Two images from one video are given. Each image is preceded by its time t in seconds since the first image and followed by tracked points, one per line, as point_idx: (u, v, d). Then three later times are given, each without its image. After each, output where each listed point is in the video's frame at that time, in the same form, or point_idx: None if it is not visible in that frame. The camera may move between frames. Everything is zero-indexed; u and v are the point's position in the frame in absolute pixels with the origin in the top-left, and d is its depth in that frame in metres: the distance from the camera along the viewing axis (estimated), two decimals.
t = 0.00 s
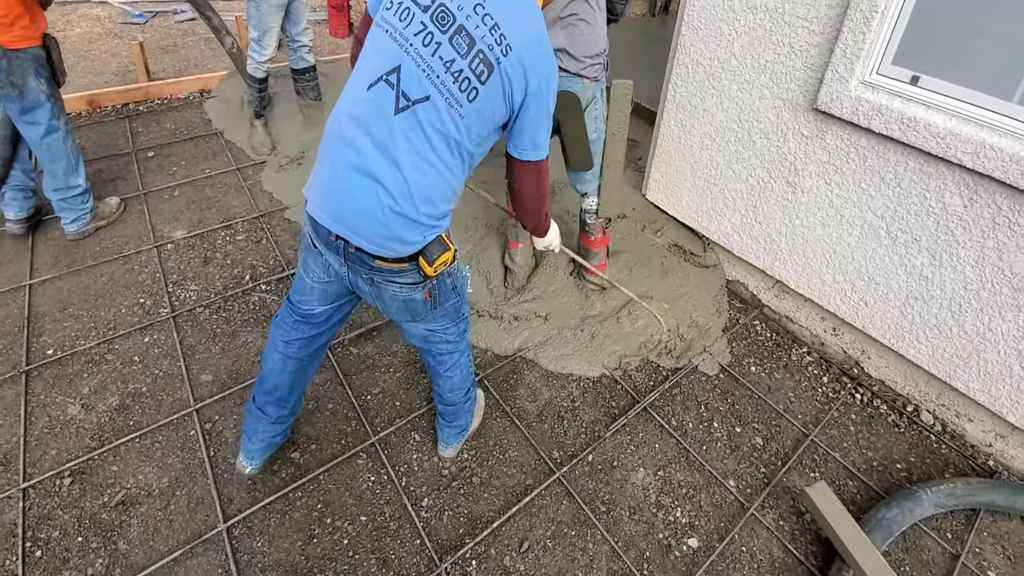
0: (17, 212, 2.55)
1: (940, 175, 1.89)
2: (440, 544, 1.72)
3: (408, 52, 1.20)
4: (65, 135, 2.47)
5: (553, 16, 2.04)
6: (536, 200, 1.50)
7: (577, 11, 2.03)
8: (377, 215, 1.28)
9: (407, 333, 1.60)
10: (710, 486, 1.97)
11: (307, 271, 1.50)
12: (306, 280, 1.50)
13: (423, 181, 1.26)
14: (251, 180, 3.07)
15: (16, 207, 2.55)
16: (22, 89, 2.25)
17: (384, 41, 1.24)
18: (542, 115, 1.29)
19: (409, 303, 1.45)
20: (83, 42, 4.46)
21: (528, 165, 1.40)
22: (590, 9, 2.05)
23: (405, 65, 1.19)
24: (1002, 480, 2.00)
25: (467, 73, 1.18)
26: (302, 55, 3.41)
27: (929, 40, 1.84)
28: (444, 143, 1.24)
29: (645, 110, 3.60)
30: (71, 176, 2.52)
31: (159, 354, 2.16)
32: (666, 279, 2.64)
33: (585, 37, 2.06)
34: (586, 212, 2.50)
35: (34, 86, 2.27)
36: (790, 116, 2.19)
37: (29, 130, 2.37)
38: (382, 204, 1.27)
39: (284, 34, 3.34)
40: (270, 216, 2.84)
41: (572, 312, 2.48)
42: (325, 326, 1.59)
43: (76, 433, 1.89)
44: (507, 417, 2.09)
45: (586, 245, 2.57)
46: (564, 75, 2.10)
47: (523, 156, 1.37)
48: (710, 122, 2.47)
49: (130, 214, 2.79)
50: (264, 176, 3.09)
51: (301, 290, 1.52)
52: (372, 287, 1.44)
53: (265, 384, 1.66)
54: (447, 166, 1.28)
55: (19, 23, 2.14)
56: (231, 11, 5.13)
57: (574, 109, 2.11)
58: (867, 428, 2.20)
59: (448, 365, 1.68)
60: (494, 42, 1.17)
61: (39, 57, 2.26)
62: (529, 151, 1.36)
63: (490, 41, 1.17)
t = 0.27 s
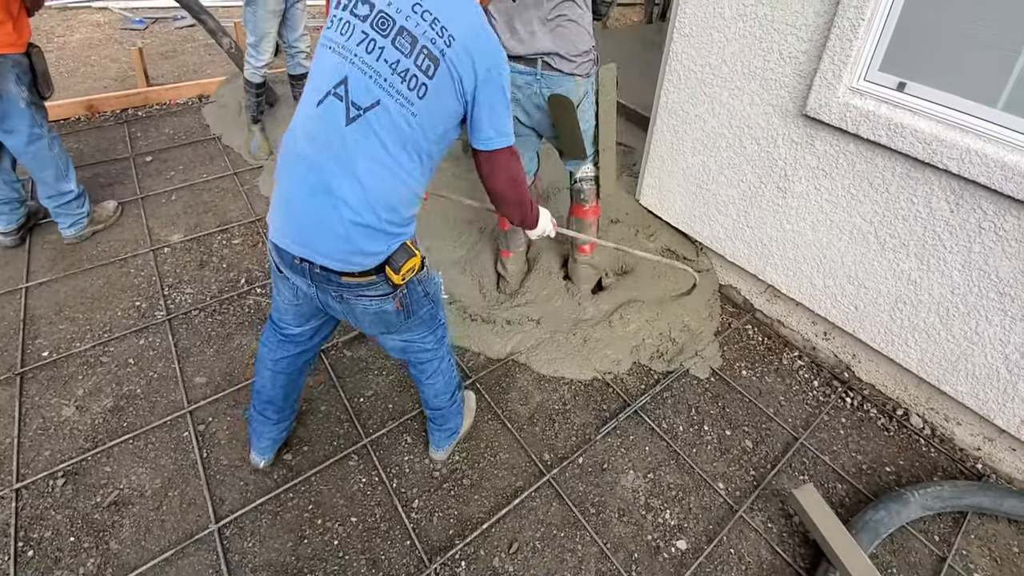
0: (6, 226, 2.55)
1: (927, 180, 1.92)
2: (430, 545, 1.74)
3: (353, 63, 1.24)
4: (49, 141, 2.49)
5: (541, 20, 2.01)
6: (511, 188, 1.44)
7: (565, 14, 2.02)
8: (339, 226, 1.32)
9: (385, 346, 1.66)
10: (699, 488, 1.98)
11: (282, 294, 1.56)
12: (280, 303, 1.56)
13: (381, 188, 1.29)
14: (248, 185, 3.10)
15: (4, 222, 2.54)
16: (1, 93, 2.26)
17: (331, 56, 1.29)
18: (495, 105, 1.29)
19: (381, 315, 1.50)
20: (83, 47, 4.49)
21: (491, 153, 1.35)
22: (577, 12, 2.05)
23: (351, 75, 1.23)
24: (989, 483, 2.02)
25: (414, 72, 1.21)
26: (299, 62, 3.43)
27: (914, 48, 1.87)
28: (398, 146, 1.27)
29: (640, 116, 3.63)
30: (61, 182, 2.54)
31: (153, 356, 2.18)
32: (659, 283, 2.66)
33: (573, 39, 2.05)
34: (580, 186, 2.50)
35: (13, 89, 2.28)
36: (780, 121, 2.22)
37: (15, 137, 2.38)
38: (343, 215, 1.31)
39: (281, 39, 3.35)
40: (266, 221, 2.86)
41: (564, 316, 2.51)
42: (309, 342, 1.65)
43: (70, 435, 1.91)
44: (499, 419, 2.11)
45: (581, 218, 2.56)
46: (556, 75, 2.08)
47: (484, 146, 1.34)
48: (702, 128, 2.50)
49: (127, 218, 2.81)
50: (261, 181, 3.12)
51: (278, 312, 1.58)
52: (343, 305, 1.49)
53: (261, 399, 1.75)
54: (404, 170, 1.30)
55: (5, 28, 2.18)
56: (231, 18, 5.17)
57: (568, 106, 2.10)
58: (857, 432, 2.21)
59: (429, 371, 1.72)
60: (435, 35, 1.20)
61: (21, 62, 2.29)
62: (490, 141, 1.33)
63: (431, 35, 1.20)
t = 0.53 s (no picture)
0: (24, 232, 2.61)
1: (933, 182, 1.92)
2: (435, 544, 1.76)
3: (262, 73, 1.27)
4: (64, 148, 2.55)
5: (566, 23, 2.07)
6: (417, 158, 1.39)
7: (589, 18, 2.08)
8: (290, 233, 1.37)
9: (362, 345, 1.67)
10: (704, 490, 1.97)
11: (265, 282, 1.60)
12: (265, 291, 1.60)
13: (321, 188, 1.34)
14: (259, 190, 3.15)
15: (22, 228, 2.61)
16: (16, 101, 2.31)
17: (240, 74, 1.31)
18: (398, 62, 1.27)
19: (345, 308, 1.51)
20: (99, 56, 4.59)
21: (396, 116, 1.32)
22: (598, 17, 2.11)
23: (265, 88, 1.26)
24: (997, 487, 2.00)
25: (317, 64, 1.23)
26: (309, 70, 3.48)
27: (919, 50, 1.88)
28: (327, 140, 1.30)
29: (646, 120, 3.65)
30: (77, 187, 2.60)
31: (165, 357, 2.22)
32: (663, 286, 2.68)
33: (594, 44, 2.12)
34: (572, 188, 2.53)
35: (28, 96, 2.33)
36: (785, 124, 2.23)
37: (31, 143, 2.44)
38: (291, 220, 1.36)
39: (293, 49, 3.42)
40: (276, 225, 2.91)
41: (569, 319, 2.52)
42: (299, 329, 1.68)
43: (84, 433, 1.95)
44: (504, 421, 2.13)
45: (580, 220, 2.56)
46: (580, 77, 2.13)
47: (394, 109, 1.31)
48: (707, 131, 2.51)
49: (141, 222, 2.87)
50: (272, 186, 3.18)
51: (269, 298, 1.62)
52: (310, 300, 1.52)
53: (260, 387, 1.77)
54: (339, 162, 1.34)
55: (15, 37, 2.22)
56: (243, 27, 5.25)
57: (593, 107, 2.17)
58: (864, 435, 2.20)
59: (409, 373, 1.73)
60: (330, 16, 1.22)
61: (35, 70, 2.33)
62: (398, 102, 1.31)
63: (326, 18, 1.22)
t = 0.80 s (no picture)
0: (49, 228, 2.68)
1: (950, 174, 1.90)
2: (448, 532, 1.78)
3: (211, 35, 1.28)
4: (85, 146, 2.60)
5: (601, 21, 2.02)
6: (365, 132, 1.44)
7: (623, 17, 2.05)
8: (252, 196, 1.39)
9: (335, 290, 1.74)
10: (717, 483, 1.97)
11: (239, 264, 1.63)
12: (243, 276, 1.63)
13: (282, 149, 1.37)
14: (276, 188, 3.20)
15: (47, 224, 2.68)
16: (35, 100, 2.36)
17: (190, 38, 1.32)
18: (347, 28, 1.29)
19: (320, 261, 1.56)
20: (122, 58, 4.69)
21: (348, 86, 1.36)
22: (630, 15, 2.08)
23: (215, 50, 1.28)
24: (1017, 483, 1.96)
25: (266, 26, 1.24)
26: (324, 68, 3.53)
27: (936, 40, 1.86)
28: (282, 103, 1.32)
29: (659, 117, 3.64)
30: (98, 184, 2.66)
31: (186, 348, 2.27)
32: (676, 280, 2.67)
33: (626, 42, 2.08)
34: (598, 200, 2.50)
35: (47, 96, 2.39)
36: (799, 117, 2.21)
37: (53, 142, 2.50)
38: (253, 182, 1.38)
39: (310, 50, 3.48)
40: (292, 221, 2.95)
41: (581, 313, 2.53)
42: (283, 312, 1.72)
43: (108, 421, 2.01)
44: (516, 413, 2.15)
45: (604, 235, 2.53)
46: (612, 74, 2.09)
47: (345, 79, 1.35)
48: (720, 125, 2.51)
49: (161, 218, 2.93)
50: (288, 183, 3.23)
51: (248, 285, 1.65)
52: (284, 260, 1.56)
53: (264, 380, 1.81)
54: (295, 122, 1.37)
55: (33, 38, 2.27)
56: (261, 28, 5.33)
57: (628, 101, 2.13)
58: (880, 430, 2.18)
59: (379, 309, 1.82)
60: None
61: (54, 70, 2.39)
62: (351, 72, 1.34)
63: None
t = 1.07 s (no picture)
0: (71, 228, 2.74)
1: (969, 171, 1.88)
2: (459, 530, 1.80)
3: (226, 37, 1.31)
4: (105, 148, 2.65)
5: (630, 23, 2.00)
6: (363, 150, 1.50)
7: (651, 18, 2.03)
8: (253, 191, 1.42)
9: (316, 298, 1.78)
10: (729, 484, 1.96)
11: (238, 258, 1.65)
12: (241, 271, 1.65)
13: (285, 149, 1.41)
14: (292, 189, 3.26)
15: (69, 224, 2.73)
16: (55, 103, 2.42)
17: (206, 34, 1.36)
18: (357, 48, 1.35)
19: (309, 266, 1.60)
20: (142, 61, 4.77)
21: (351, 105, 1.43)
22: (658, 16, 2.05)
23: (228, 50, 1.31)
24: None
25: (278, 33, 1.27)
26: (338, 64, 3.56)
27: (954, 36, 1.83)
28: (288, 106, 1.36)
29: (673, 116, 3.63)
30: (118, 185, 2.70)
31: (203, 345, 2.31)
32: (688, 280, 2.66)
33: (652, 44, 2.07)
34: (615, 203, 2.47)
35: (66, 99, 2.44)
36: (814, 114, 2.19)
37: (73, 144, 2.55)
38: (254, 177, 1.41)
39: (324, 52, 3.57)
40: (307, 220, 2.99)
41: (592, 312, 2.53)
42: (284, 305, 1.73)
43: (128, 416, 2.05)
44: (527, 411, 2.15)
45: (619, 236, 2.52)
46: (638, 77, 2.08)
47: (351, 97, 1.41)
48: (733, 123, 2.49)
49: (180, 218, 2.98)
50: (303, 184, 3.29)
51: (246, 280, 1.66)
52: (272, 263, 1.57)
53: (275, 373, 1.83)
54: (300, 126, 1.41)
55: (51, 44, 2.31)
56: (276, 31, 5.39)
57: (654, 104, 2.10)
58: (897, 432, 2.15)
59: (361, 312, 1.89)
60: None
61: (73, 73, 2.44)
62: (355, 91, 1.40)
63: None
